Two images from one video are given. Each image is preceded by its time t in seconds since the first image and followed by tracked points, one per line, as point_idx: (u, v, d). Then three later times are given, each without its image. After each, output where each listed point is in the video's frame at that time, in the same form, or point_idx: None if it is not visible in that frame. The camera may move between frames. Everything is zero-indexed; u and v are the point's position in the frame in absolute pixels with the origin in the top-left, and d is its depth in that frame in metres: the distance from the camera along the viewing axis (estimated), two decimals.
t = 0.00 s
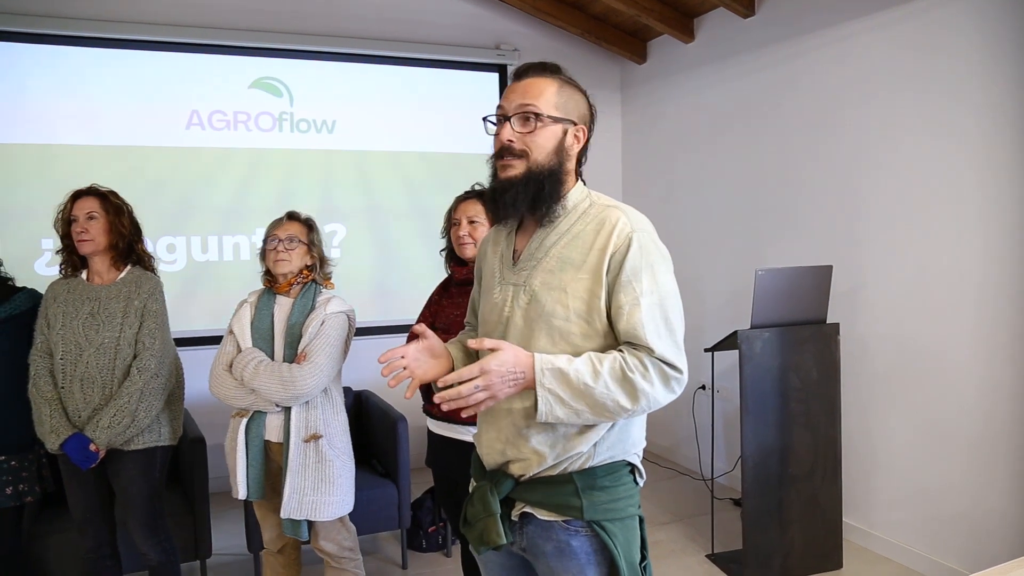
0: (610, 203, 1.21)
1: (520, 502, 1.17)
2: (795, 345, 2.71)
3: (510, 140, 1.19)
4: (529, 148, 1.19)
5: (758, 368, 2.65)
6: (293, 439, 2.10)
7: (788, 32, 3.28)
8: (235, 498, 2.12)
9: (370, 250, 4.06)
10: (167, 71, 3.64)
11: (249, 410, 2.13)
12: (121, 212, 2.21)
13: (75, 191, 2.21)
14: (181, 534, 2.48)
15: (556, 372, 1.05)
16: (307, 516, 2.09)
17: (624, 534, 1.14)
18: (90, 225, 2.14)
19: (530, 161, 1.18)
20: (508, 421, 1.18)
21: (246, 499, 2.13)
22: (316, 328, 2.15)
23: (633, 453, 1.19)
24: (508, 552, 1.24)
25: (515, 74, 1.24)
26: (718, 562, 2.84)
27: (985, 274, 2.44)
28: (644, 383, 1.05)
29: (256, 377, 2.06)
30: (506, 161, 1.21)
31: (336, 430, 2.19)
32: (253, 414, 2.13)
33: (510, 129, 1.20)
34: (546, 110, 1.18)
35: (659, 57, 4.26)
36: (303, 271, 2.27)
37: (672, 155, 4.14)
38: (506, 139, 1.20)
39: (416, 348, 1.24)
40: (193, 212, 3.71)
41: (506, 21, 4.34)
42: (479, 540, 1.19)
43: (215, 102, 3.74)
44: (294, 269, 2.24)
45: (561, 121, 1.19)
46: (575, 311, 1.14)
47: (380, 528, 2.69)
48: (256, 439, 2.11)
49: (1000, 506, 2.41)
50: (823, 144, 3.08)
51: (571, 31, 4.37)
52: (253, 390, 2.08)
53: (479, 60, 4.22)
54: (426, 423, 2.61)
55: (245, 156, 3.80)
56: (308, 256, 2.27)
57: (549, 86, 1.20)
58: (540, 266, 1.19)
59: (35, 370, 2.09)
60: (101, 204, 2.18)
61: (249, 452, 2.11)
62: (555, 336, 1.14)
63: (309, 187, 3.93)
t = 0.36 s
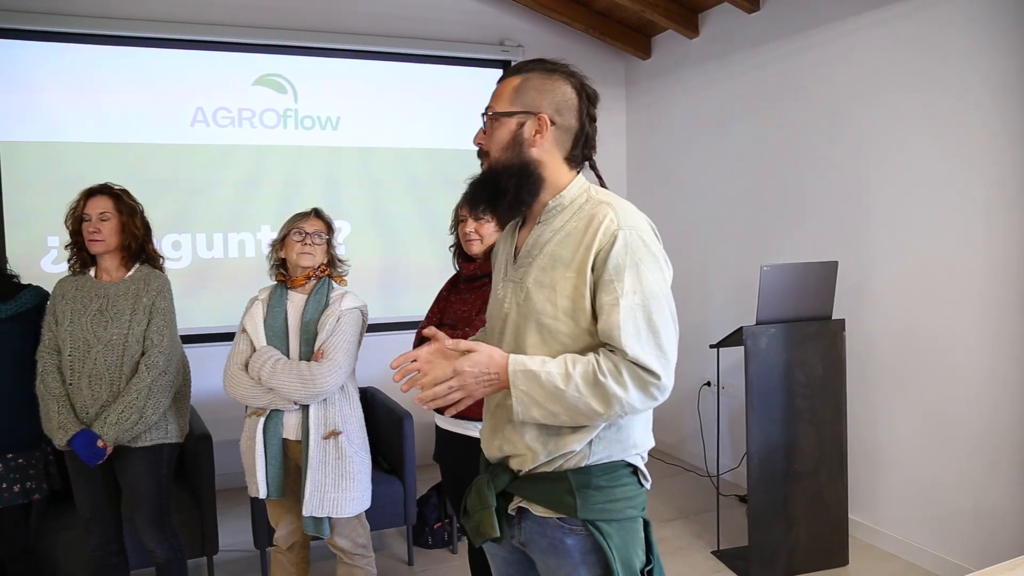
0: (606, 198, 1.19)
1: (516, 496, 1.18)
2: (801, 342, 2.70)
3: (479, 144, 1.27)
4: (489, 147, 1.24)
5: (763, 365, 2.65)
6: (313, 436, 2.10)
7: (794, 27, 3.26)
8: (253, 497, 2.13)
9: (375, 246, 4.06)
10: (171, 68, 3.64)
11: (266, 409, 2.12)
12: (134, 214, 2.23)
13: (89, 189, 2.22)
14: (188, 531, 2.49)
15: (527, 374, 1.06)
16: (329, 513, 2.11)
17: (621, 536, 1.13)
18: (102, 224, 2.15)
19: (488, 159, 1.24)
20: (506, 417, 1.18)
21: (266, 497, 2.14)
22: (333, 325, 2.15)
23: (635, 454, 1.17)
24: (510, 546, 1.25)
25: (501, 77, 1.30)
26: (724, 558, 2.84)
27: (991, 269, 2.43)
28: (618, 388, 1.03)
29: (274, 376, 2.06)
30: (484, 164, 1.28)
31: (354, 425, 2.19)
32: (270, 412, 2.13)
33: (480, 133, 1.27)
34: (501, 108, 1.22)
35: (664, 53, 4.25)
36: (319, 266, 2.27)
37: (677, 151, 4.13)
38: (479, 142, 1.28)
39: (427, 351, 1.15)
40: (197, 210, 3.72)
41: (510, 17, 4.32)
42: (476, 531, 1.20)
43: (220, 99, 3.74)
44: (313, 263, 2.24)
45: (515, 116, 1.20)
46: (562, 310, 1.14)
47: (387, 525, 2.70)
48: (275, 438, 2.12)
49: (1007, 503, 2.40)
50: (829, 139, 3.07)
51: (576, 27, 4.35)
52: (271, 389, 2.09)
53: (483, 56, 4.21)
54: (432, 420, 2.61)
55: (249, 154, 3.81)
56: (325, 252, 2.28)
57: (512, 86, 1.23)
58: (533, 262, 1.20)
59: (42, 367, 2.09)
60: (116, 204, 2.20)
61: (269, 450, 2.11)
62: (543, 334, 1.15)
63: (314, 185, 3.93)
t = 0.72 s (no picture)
0: (594, 191, 1.19)
1: (509, 496, 1.18)
2: (802, 342, 2.70)
3: (471, 151, 1.29)
4: (480, 153, 1.25)
5: (765, 365, 2.64)
6: (313, 435, 2.11)
7: (796, 27, 3.26)
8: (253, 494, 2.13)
9: (378, 247, 4.07)
10: (173, 69, 3.65)
11: (267, 408, 2.13)
12: (146, 218, 2.27)
13: (104, 188, 2.25)
14: (190, 530, 2.49)
15: (505, 368, 1.05)
16: (329, 510, 2.12)
17: (612, 541, 1.13)
18: (112, 223, 2.18)
19: (479, 164, 1.25)
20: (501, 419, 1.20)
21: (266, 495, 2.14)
22: (334, 325, 2.16)
23: (630, 459, 1.15)
24: (507, 544, 1.26)
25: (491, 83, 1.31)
26: (726, 558, 2.84)
27: (993, 269, 2.43)
28: (598, 380, 1.03)
29: (276, 374, 2.07)
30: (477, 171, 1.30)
31: (354, 423, 2.20)
32: (270, 411, 2.13)
33: (472, 140, 1.29)
34: (488, 114, 1.23)
35: (666, 53, 4.25)
36: (321, 266, 2.28)
37: (679, 151, 4.12)
38: (472, 149, 1.30)
39: (406, 326, 1.11)
40: (199, 210, 3.72)
41: (512, 17, 4.33)
42: (469, 528, 1.21)
43: (222, 99, 3.75)
44: (314, 262, 2.26)
45: (501, 120, 1.21)
46: (549, 306, 1.14)
47: (388, 524, 2.70)
48: (275, 437, 2.12)
49: (1009, 503, 2.39)
50: (831, 138, 3.06)
51: (578, 27, 4.35)
52: (272, 387, 2.09)
53: (485, 57, 4.21)
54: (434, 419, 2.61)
55: (251, 154, 3.81)
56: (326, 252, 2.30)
57: (496, 92, 1.24)
58: (526, 261, 1.20)
59: (44, 368, 2.09)
60: (129, 206, 2.24)
61: (269, 449, 2.11)
62: (534, 331, 1.15)
63: (316, 185, 3.93)
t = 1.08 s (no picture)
0: (599, 187, 1.19)
1: (514, 495, 1.18)
2: (804, 340, 2.69)
3: (472, 146, 1.29)
4: (482, 148, 1.25)
5: (766, 363, 2.64)
6: (304, 431, 2.11)
7: (798, 24, 3.25)
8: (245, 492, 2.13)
9: (380, 244, 4.07)
10: (175, 67, 3.65)
11: (259, 405, 2.12)
12: (154, 219, 2.29)
13: (113, 185, 2.25)
14: (192, 528, 2.49)
15: (512, 360, 1.05)
16: (321, 505, 2.11)
17: (618, 539, 1.12)
18: (126, 221, 2.19)
19: (481, 160, 1.25)
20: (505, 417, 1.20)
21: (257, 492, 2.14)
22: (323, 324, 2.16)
23: (634, 456, 1.15)
24: (510, 544, 1.25)
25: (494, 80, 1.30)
26: (728, 556, 2.84)
27: (994, 268, 2.42)
28: (604, 371, 1.02)
29: (267, 371, 2.06)
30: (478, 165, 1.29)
31: (344, 420, 2.21)
32: (261, 409, 2.12)
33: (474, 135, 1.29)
34: (492, 110, 1.23)
35: (668, 50, 4.24)
36: (309, 264, 2.28)
37: (681, 149, 4.12)
38: (473, 145, 1.29)
39: (417, 331, 1.12)
40: (202, 208, 3.72)
41: (515, 15, 4.32)
42: (474, 529, 1.21)
43: (225, 97, 3.75)
44: (302, 261, 2.25)
45: (504, 116, 1.21)
46: (554, 300, 1.14)
47: (391, 522, 2.70)
48: (266, 434, 2.12)
49: (1010, 502, 2.39)
50: (833, 136, 3.05)
51: (580, 25, 4.34)
52: (263, 385, 2.08)
53: (487, 54, 4.21)
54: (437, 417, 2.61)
55: (254, 152, 3.81)
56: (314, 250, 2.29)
57: (501, 88, 1.24)
58: (530, 256, 1.20)
59: (47, 365, 2.10)
60: (141, 206, 2.26)
61: (261, 445, 2.11)
62: (538, 326, 1.15)
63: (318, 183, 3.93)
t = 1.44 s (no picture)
0: (601, 191, 1.18)
1: (514, 496, 1.18)
2: (804, 340, 2.69)
3: (476, 148, 1.29)
4: (485, 151, 1.25)
5: (767, 364, 2.64)
6: (292, 432, 2.11)
7: (798, 25, 3.25)
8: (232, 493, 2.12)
9: (380, 245, 4.07)
10: (176, 68, 3.65)
11: (247, 406, 2.12)
12: (152, 220, 2.29)
13: (112, 188, 2.25)
14: (193, 529, 2.50)
15: (529, 375, 1.05)
16: (309, 507, 2.11)
17: (618, 537, 1.12)
18: (125, 225, 2.19)
19: (484, 162, 1.25)
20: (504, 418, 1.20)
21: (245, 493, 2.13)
22: (312, 326, 2.17)
23: (633, 455, 1.16)
24: (509, 545, 1.25)
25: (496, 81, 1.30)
26: (728, 557, 2.83)
27: (995, 268, 2.42)
28: (622, 382, 1.03)
29: (254, 372, 2.06)
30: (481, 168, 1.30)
31: (332, 421, 2.21)
32: (249, 410, 2.13)
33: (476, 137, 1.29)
34: (493, 112, 1.23)
35: (668, 51, 4.24)
36: (296, 267, 2.28)
37: (682, 150, 4.12)
38: (476, 147, 1.30)
39: (419, 345, 1.13)
40: (203, 209, 3.73)
41: (515, 15, 4.32)
42: (474, 530, 1.21)
43: (225, 98, 3.75)
44: (289, 263, 2.26)
45: (505, 118, 1.21)
46: (557, 305, 1.13)
47: (391, 522, 2.70)
48: (254, 436, 2.11)
49: (1011, 502, 2.38)
50: (834, 136, 3.05)
51: (581, 25, 4.34)
52: (251, 386, 2.08)
53: (487, 55, 4.21)
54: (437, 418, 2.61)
55: (254, 153, 3.81)
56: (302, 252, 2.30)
57: (501, 90, 1.25)
58: (531, 259, 1.20)
59: (47, 366, 2.11)
60: (138, 208, 2.25)
61: (248, 447, 2.11)
62: (541, 330, 1.15)
63: (318, 184, 3.93)
